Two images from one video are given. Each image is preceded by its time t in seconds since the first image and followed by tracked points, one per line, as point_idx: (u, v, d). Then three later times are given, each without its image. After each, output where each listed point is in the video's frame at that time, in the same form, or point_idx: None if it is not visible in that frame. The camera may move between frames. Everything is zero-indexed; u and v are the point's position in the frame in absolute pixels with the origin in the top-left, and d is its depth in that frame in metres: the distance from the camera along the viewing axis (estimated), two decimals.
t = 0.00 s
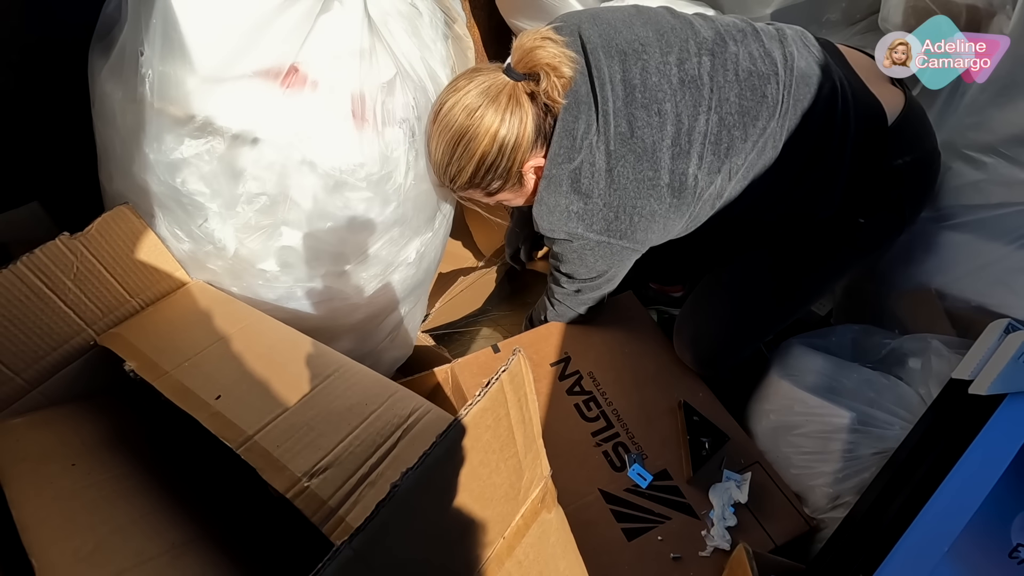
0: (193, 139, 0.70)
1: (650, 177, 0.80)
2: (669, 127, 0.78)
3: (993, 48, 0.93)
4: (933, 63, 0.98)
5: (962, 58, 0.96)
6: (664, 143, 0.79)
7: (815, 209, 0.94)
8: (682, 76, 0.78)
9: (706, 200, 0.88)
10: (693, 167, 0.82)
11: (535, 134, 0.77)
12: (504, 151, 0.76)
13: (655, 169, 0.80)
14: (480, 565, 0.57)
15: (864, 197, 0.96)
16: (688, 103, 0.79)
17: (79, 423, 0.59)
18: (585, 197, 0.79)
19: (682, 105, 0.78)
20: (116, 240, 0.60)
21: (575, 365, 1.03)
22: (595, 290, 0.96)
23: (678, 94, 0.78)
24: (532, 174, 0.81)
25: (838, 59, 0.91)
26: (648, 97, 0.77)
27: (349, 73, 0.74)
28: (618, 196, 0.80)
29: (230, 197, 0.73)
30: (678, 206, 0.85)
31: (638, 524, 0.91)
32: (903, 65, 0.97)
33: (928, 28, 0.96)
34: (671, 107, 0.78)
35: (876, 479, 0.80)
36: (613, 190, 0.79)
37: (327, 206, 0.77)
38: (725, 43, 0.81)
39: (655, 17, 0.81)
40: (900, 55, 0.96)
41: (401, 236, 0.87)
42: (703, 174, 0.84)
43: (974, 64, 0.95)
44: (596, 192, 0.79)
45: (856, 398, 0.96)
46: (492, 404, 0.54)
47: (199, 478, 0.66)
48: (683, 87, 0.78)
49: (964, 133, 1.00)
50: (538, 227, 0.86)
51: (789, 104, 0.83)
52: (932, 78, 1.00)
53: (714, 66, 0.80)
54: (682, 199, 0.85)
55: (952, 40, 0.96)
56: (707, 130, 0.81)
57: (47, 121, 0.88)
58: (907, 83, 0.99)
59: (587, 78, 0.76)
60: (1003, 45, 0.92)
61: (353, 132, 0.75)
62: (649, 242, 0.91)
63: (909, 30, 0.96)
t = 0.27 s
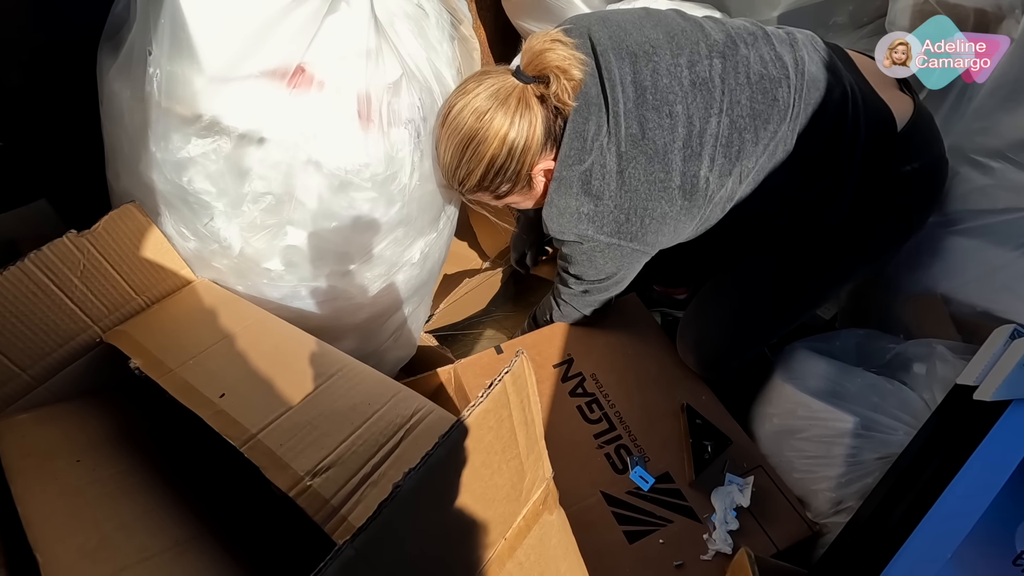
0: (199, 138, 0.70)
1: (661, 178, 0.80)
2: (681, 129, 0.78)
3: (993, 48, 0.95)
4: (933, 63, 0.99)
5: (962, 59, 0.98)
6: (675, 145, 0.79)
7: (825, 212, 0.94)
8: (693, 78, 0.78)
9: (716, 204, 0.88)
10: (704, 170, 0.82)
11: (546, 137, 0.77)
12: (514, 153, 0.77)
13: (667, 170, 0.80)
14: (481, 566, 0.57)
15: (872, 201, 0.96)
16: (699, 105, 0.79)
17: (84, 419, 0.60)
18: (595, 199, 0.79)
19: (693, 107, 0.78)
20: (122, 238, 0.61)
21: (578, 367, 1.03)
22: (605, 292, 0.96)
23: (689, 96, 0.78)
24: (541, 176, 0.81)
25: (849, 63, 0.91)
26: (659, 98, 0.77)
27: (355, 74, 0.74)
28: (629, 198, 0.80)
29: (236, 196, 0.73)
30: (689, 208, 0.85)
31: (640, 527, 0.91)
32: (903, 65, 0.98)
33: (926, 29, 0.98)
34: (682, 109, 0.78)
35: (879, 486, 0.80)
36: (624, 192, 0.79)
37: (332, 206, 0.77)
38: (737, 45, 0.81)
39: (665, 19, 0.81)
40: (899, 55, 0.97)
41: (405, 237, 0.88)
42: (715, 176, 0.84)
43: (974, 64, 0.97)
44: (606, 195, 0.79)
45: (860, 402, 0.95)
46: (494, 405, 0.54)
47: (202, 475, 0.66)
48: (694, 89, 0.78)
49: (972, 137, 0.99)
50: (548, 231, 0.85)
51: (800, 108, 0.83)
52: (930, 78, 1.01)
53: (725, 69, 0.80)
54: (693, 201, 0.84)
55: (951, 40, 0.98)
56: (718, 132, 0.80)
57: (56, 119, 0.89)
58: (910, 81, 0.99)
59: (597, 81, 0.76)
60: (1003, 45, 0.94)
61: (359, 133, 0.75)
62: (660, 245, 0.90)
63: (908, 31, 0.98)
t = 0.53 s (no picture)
0: (206, 137, 0.70)
1: (708, 147, 0.78)
2: (723, 98, 0.77)
3: (993, 48, 0.96)
4: (933, 63, 0.99)
5: (963, 58, 0.99)
6: (720, 114, 0.77)
7: (864, 196, 0.92)
8: (732, 51, 0.77)
9: (762, 182, 0.86)
10: (753, 140, 0.80)
11: (561, 121, 0.76)
12: (528, 139, 0.77)
13: (713, 139, 0.78)
14: (482, 567, 0.57)
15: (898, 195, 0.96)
16: (740, 76, 0.77)
17: (89, 416, 0.60)
18: (638, 173, 0.77)
19: (734, 78, 0.77)
20: (128, 237, 0.61)
21: (583, 366, 1.03)
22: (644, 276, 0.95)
23: (730, 67, 0.77)
24: (557, 160, 0.81)
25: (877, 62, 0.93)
26: (698, 69, 0.76)
27: (361, 74, 0.75)
28: (675, 168, 0.78)
29: (242, 195, 0.73)
30: (739, 181, 0.83)
31: (643, 527, 0.91)
32: (903, 65, 0.97)
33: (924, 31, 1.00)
34: (722, 79, 0.77)
35: (884, 490, 0.80)
36: (670, 162, 0.77)
37: (336, 206, 0.77)
38: (771, 25, 0.81)
39: None
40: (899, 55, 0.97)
41: (409, 237, 0.88)
42: (763, 148, 0.81)
43: (975, 63, 0.98)
44: (650, 166, 0.77)
45: (866, 406, 0.95)
46: (497, 406, 0.54)
47: (205, 473, 0.67)
48: (734, 61, 0.77)
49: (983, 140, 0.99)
50: (589, 214, 0.84)
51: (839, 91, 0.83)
52: (931, 79, 1.00)
53: (762, 42, 0.79)
54: (743, 173, 0.82)
55: (951, 40, 0.99)
56: (763, 102, 0.79)
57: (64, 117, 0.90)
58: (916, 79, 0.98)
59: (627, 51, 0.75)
60: (1003, 45, 0.95)
61: (364, 133, 0.75)
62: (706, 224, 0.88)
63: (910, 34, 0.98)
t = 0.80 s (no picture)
0: (212, 136, 0.70)
1: (738, 76, 0.70)
2: (749, 25, 0.70)
3: (993, 49, 0.82)
4: (934, 64, 0.78)
5: (963, 59, 0.79)
6: (746, 41, 0.70)
7: (912, 149, 0.85)
8: None
9: (806, 123, 0.77)
10: (790, 67, 0.72)
11: (571, 77, 0.77)
12: (538, 97, 0.78)
13: (742, 67, 0.70)
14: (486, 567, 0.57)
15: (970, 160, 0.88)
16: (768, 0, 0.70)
17: (95, 413, 0.60)
18: (662, 114, 0.71)
19: (761, 3, 0.70)
20: (134, 234, 0.61)
21: (587, 367, 1.02)
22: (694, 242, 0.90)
23: None
24: (570, 121, 0.82)
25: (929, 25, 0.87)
26: None
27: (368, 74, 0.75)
28: (701, 102, 0.71)
29: (248, 194, 0.74)
30: (781, 112, 0.74)
31: (647, 529, 0.91)
32: (902, 65, 0.77)
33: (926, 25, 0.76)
34: (747, 7, 0.70)
35: (890, 494, 0.80)
36: (693, 96, 0.70)
37: (342, 205, 0.78)
38: None
39: None
40: (902, 54, 0.75)
41: (414, 237, 0.88)
42: (803, 79, 0.73)
43: (975, 64, 0.81)
44: (672, 103, 0.71)
45: (871, 410, 0.95)
46: (504, 405, 0.54)
47: (209, 470, 0.67)
48: None
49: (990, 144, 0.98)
50: (617, 168, 0.79)
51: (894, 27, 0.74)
52: (934, 82, 0.80)
53: None
54: (784, 102, 0.73)
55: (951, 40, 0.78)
56: (797, 26, 0.71)
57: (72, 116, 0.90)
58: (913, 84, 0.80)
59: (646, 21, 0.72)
60: (1001, 47, 0.82)
61: (369, 132, 0.76)
62: (752, 171, 0.79)
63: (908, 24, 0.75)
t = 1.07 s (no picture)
0: (219, 138, 0.71)
1: (727, 73, 0.74)
2: (741, 23, 0.74)
3: (992, 49, 0.81)
4: (933, 64, 0.78)
5: (964, 59, 0.79)
6: (738, 39, 0.74)
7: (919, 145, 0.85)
8: None
9: (801, 117, 0.78)
10: (781, 64, 0.75)
11: (585, 81, 0.78)
12: (554, 99, 0.79)
13: (732, 64, 0.74)
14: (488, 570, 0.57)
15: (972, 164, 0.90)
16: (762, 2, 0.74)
17: (100, 412, 0.61)
18: (654, 107, 0.74)
19: (755, 6, 0.74)
20: (140, 235, 0.62)
21: (590, 370, 1.02)
22: (670, 241, 0.88)
23: None
24: (584, 124, 0.83)
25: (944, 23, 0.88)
26: (715, 4, 0.75)
27: (373, 77, 0.75)
28: (691, 95, 0.73)
29: (253, 195, 0.74)
30: (767, 111, 0.76)
31: (649, 532, 0.91)
32: (902, 65, 0.77)
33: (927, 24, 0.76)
34: (742, 9, 0.74)
35: (895, 499, 0.79)
36: (683, 89, 0.73)
37: (346, 207, 0.78)
38: None
39: None
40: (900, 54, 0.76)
41: (418, 239, 0.89)
42: (795, 75, 0.76)
43: (975, 64, 0.81)
44: (663, 96, 0.73)
45: (875, 415, 0.95)
46: (507, 409, 0.54)
47: (213, 470, 0.67)
48: None
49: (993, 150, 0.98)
50: (607, 160, 0.80)
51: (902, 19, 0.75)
52: (934, 82, 0.80)
53: None
54: (772, 99, 0.76)
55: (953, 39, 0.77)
56: (793, 22, 0.74)
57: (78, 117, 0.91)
58: (917, 83, 0.80)
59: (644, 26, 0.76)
60: (1002, 46, 0.81)
61: (374, 135, 0.76)
62: (734, 171, 0.80)
63: (908, 25, 0.75)
